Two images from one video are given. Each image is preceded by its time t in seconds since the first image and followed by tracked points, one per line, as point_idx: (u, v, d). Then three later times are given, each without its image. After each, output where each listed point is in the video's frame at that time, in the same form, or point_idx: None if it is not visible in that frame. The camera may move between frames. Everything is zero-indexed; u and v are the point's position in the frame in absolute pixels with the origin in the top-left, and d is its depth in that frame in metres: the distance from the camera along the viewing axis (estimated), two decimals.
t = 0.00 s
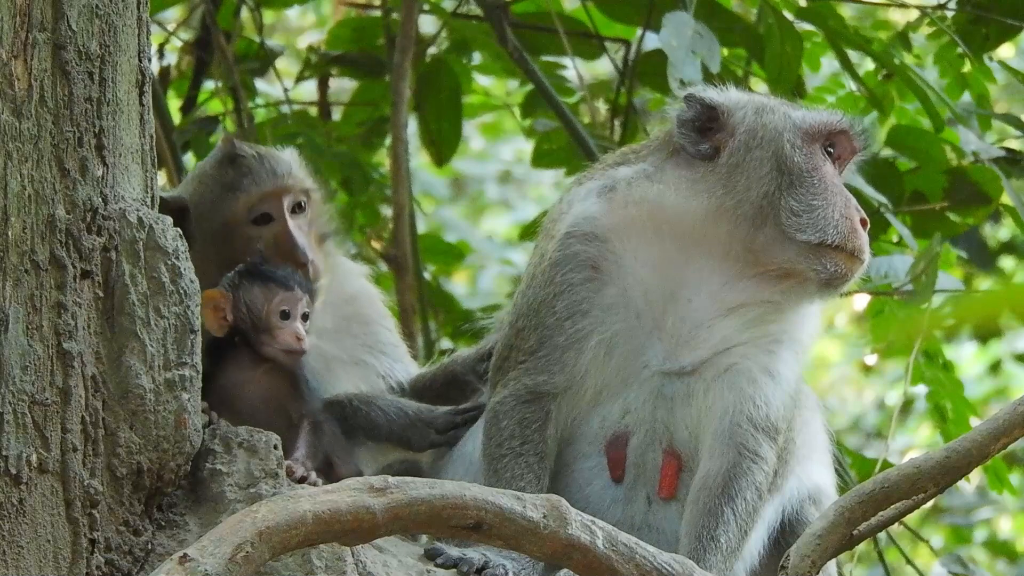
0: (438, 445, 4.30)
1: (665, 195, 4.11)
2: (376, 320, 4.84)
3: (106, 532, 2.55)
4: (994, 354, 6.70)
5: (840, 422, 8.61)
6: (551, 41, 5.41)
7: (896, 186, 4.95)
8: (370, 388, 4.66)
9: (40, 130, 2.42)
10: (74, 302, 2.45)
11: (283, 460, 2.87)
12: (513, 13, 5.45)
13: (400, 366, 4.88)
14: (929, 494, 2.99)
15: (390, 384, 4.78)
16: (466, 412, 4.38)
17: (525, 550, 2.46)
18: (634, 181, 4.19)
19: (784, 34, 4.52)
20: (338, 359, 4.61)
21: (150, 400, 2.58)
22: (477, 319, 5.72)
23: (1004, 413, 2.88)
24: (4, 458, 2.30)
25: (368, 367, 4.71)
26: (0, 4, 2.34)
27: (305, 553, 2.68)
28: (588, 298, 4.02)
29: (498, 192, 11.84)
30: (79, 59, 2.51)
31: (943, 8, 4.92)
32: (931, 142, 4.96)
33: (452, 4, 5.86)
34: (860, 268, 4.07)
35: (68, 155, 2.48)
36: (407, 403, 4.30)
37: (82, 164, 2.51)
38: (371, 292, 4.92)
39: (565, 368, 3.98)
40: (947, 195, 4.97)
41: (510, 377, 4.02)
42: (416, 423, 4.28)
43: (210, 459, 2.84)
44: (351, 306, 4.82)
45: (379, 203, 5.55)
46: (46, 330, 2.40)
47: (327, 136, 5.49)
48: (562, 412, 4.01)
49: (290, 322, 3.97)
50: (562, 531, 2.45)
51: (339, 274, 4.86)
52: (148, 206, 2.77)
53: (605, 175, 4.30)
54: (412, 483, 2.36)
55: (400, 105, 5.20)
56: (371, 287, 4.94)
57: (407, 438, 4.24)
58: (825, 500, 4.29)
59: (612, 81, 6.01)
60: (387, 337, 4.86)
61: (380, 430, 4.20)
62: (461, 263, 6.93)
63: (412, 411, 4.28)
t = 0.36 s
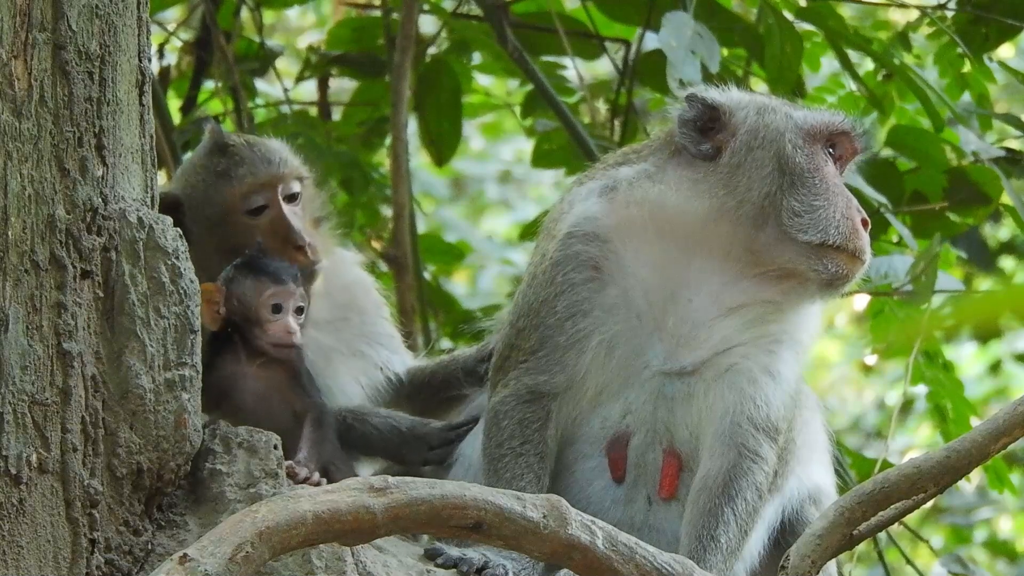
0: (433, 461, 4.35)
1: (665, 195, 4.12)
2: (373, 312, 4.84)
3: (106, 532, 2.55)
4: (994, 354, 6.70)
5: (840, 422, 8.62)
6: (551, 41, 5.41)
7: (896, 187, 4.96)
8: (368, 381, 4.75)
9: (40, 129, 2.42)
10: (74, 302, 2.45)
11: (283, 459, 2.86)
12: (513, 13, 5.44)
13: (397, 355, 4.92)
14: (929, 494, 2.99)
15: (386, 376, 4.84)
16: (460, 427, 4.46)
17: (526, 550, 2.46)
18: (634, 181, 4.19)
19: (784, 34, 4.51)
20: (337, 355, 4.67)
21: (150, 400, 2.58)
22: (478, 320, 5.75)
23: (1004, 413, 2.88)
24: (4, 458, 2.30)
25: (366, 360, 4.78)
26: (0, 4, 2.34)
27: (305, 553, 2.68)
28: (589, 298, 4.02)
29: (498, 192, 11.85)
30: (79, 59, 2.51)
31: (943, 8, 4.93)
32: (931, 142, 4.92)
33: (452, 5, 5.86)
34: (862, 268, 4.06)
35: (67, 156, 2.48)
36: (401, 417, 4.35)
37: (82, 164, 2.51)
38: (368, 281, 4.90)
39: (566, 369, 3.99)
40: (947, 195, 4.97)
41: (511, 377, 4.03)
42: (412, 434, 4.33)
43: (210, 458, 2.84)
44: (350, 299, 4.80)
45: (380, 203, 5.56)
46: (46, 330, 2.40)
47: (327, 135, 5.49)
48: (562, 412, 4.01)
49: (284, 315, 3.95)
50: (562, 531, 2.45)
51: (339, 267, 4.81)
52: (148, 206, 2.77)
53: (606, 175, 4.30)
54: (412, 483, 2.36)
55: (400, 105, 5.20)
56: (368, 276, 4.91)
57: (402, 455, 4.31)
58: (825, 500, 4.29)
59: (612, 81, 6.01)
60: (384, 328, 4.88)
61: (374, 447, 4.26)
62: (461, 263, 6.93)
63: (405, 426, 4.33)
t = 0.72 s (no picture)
0: (430, 467, 4.36)
1: (665, 195, 4.12)
2: (372, 313, 4.86)
3: (106, 532, 2.55)
4: (994, 354, 6.70)
5: (840, 422, 8.62)
6: (551, 41, 5.41)
7: (896, 186, 4.97)
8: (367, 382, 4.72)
9: (40, 129, 2.42)
10: (74, 302, 2.45)
11: (283, 460, 2.86)
12: (513, 13, 5.44)
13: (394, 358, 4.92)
14: (929, 494, 2.99)
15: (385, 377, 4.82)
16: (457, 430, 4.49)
17: (526, 550, 2.46)
18: (635, 181, 4.19)
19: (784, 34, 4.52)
20: (337, 355, 4.65)
21: (150, 400, 2.58)
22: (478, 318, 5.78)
23: (1004, 413, 2.88)
24: (4, 458, 2.30)
25: (365, 361, 4.76)
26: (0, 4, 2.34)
27: (305, 553, 2.67)
28: (589, 298, 4.02)
29: (498, 192, 11.85)
30: (79, 59, 2.51)
31: (942, 8, 4.92)
32: (931, 142, 4.91)
33: (452, 4, 5.86)
34: (861, 267, 4.07)
35: (67, 155, 2.48)
36: (399, 424, 4.33)
37: (82, 164, 2.51)
38: (367, 284, 4.93)
39: (566, 369, 3.99)
40: (947, 195, 4.97)
41: (511, 377, 4.03)
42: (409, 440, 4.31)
43: (210, 458, 2.83)
44: (352, 300, 4.83)
45: (379, 203, 5.60)
46: (46, 330, 2.40)
47: (327, 135, 5.49)
48: (562, 412, 4.01)
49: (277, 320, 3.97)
50: (562, 531, 2.45)
51: (342, 267, 4.85)
52: (148, 206, 2.77)
53: (606, 175, 4.30)
54: (412, 483, 2.36)
55: (400, 105, 5.20)
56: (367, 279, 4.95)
57: (398, 461, 4.29)
58: (825, 500, 4.29)
59: (612, 81, 6.01)
60: (382, 329, 4.90)
61: (370, 453, 4.24)
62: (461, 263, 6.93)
63: (404, 432, 4.31)
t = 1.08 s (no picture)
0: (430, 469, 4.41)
1: (665, 195, 4.12)
2: (377, 318, 4.84)
3: (106, 532, 2.55)
4: (994, 354, 6.70)
5: (840, 422, 8.62)
6: (551, 41, 5.41)
7: (895, 187, 4.99)
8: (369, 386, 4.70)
9: (40, 130, 2.42)
10: (74, 302, 2.45)
11: (283, 459, 2.85)
12: (513, 13, 5.44)
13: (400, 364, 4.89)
14: (929, 494, 2.99)
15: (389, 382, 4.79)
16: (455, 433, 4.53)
17: (526, 550, 2.46)
18: (634, 181, 4.19)
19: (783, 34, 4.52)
20: (342, 360, 4.62)
21: (150, 400, 2.58)
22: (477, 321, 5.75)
23: (1003, 413, 2.88)
24: (4, 458, 2.30)
25: (369, 366, 4.74)
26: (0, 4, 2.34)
27: (305, 552, 2.67)
28: (588, 298, 4.02)
29: (498, 192, 11.85)
30: (79, 59, 2.51)
31: (942, 8, 4.92)
32: (929, 143, 4.90)
33: (452, 4, 5.86)
34: (861, 267, 4.07)
35: (67, 155, 2.48)
36: (399, 428, 4.39)
37: (82, 164, 2.51)
38: (374, 290, 4.92)
39: (565, 369, 3.99)
40: (947, 195, 4.95)
41: (511, 377, 4.03)
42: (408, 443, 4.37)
43: (210, 458, 2.82)
44: (359, 306, 4.80)
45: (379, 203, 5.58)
46: (46, 330, 2.40)
47: (326, 135, 5.48)
48: (562, 412, 4.00)
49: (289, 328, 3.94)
50: (562, 531, 2.45)
51: (351, 273, 4.83)
52: (148, 206, 2.77)
53: (605, 175, 4.30)
54: (412, 484, 2.36)
55: (400, 105, 5.19)
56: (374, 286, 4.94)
57: (400, 467, 4.34)
58: (825, 500, 4.29)
59: (612, 81, 6.01)
60: (387, 335, 4.88)
61: (373, 460, 4.29)
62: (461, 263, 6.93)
63: (404, 436, 4.37)
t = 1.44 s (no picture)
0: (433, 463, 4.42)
1: (666, 195, 4.12)
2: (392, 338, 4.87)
3: (106, 532, 2.55)
4: (993, 354, 6.70)
5: (840, 422, 8.62)
6: (551, 41, 5.41)
7: (897, 187, 4.99)
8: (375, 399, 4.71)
9: (40, 130, 2.42)
10: (74, 302, 2.45)
11: (283, 460, 2.84)
12: (513, 13, 5.44)
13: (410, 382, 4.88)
14: (929, 494, 2.99)
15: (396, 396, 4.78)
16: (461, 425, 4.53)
17: (526, 550, 2.46)
18: (634, 181, 4.19)
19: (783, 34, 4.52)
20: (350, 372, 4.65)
21: (150, 400, 2.58)
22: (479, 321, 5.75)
23: (1003, 413, 2.88)
24: (4, 457, 2.30)
25: (376, 379, 4.75)
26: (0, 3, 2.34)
27: (305, 552, 2.67)
28: (589, 299, 4.02)
29: (498, 192, 11.86)
30: (79, 59, 2.51)
31: (942, 8, 4.92)
32: (931, 143, 4.94)
33: (452, 4, 5.86)
34: (862, 268, 4.08)
35: (67, 155, 2.48)
36: (400, 424, 4.41)
37: (82, 164, 2.51)
38: (391, 311, 4.97)
39: (566, 369, 3.99)
40: (946, 195, 4.95)
41: (512, 377, 4.03)
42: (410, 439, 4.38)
43: (210, 459, 2.81)
44: (374, 321, 4.85)
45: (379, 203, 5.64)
46: (46, 330, 2.40)
47: (326, 136, 5.49)
48: (563, 412, 4.01)
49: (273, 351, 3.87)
50: (562, 531, 2.45)
51: (370, 288, 4.88)
52: (148, 206, 2.77)
53: (605, 176, 4.30)
54: (412, 484, 2.36)
55: (400, 106, 5.19)
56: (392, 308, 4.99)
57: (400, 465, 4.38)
58: (825, 500, 4.29)
59: (613, 81, 6.01)
60: (400, 350, 4.89)
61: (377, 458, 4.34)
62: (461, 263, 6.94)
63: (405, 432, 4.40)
